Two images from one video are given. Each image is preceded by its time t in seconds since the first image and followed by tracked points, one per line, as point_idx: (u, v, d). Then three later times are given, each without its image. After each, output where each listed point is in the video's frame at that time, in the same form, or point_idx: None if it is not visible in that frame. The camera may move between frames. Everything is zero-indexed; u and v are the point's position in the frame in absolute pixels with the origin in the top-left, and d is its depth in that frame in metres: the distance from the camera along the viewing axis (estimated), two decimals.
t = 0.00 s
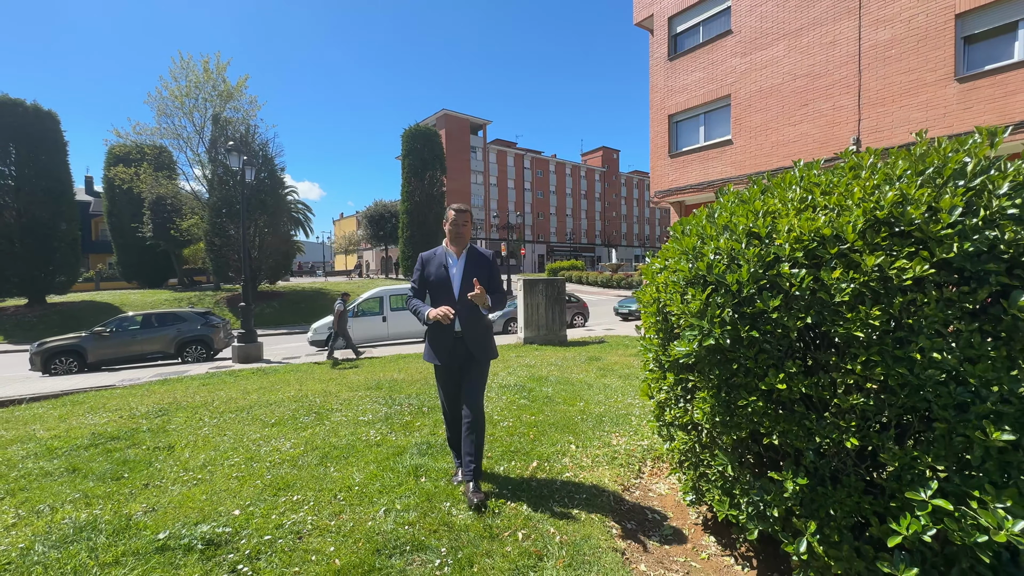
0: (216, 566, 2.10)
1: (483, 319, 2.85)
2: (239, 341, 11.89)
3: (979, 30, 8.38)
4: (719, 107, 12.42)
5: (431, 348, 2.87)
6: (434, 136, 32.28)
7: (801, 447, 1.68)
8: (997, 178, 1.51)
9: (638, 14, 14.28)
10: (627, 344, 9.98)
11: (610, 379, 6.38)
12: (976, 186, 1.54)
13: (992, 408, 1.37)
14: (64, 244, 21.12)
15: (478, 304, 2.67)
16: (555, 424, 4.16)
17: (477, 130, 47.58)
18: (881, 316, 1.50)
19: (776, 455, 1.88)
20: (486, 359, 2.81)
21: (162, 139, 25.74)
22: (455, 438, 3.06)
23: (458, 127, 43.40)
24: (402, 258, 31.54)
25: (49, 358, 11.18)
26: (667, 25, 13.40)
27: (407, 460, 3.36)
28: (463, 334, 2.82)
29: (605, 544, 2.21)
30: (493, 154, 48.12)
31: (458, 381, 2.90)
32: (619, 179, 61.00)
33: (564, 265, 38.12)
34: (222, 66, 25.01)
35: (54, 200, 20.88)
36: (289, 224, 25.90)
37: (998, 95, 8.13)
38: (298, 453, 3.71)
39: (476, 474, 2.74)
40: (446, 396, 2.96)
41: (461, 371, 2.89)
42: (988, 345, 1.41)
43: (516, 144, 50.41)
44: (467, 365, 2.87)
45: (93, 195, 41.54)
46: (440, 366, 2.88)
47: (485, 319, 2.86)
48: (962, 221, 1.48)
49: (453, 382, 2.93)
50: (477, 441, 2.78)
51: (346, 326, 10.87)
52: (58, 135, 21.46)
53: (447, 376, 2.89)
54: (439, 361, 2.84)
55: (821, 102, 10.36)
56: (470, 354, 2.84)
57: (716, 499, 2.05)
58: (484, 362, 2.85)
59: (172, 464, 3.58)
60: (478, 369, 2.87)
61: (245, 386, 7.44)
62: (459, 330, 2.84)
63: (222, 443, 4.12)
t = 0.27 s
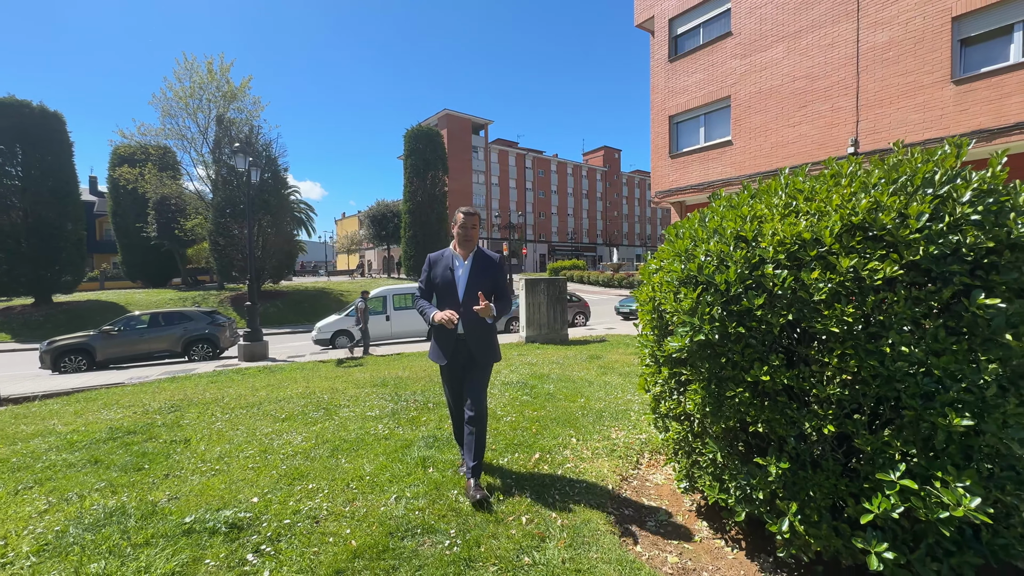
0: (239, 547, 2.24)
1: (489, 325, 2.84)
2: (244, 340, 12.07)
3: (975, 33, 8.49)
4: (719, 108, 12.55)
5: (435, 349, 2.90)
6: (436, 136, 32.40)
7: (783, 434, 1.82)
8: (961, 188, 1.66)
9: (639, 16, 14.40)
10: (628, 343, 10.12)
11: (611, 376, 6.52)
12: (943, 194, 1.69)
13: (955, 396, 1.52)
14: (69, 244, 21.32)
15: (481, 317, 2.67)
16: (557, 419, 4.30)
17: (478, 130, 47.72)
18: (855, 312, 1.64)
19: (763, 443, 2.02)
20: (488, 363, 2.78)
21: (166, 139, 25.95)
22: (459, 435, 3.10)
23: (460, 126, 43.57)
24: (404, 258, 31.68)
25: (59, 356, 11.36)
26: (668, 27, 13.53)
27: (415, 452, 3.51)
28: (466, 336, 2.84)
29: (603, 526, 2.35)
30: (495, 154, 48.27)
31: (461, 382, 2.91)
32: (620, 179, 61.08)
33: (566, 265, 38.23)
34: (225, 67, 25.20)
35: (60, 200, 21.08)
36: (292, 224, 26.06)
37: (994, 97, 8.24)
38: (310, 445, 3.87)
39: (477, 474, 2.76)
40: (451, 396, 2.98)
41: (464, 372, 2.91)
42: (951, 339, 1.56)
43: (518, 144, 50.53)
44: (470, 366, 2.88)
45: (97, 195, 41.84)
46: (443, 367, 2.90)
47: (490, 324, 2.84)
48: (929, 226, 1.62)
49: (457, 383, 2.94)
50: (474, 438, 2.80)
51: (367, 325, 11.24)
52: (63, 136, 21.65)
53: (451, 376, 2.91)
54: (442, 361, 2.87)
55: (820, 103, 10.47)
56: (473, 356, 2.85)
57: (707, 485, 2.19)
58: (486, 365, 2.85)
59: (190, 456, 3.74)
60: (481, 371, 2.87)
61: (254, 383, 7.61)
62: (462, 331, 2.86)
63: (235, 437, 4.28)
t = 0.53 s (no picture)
0: (259, 530, 2.39)
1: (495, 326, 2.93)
2: (250, 339, 12.24)
3: (970, 35, 8.60)
4: (718, 109, 12.67)
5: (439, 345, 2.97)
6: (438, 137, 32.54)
7: (767, 424, 1.96)
8: (929, 195, 1.81)
9: (639, 18, 14.53)
10: (628, 341, 10.26)
11: (610, 373, 6.67)
12: (912, 201, 1.84)
13: (921, 386, 1.68)
14: (75, 244, 21.52)
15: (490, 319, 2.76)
16: (557, 414, 4.45)
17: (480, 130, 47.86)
18: (832, 310, 1.78)
19: (750, 432, 2.15)
20: (491, 363, 2.86)
21: (170, 140, 26.16)
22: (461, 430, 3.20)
23: (461, 126, 43.75)
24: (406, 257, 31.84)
25: (67, 355, 11.53)
26: (668, 29, 13.64)
27: (421, 445, 3.67)
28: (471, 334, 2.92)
29: (600, 513, 2.49)
30: (496, 153, 48.43)
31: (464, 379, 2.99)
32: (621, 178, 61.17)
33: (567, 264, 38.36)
34: (229, 68, 25.38)
35: (66, 200, 21.27)
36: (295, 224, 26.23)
37: (989, 99, 8.35)
38: (319, 439, 4.02)
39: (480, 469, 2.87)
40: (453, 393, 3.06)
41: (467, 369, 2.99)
42: (918, 335, 1.71)
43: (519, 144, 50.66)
44: (473, 364, 2.97)
45: (102, 195, 42.08)
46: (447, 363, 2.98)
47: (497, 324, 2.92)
48: (899, 230, 1.77)
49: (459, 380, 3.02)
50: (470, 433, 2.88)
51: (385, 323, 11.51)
52: (68, 137, 21.83)
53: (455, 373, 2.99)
54: (447, 357, 2.95)
55: (818, 105, 10.60)
56: (476, 355, 2.93)
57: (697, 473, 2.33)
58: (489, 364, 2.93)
59: (205, 449, 3.90)
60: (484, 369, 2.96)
61: (261, 380, 7.78)
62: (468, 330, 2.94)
63: (247, 431, 4.44)
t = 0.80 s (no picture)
0: (271, 517, 2.52)
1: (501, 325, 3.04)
2: (253, 338, 12.37)
3: (966, 38, 8.70)
4: (717, 110, 12.78)
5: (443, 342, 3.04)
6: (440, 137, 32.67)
7: (750, 417, 2.08)
8: (901, 202, 1.94)
9: (639, 20, 14.65)
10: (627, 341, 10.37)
11: (609, 372, 6.79)
12: (886, 207, 1.97)
13: (893, 381, 1.80)
14: (79, 244, 21.69)
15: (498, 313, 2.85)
16: (556, 411, 4.57)
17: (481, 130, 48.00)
18: (810, 309, 1.90)
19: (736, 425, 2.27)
20: (494, 361, 2.94)
21: (174, 141, 26.34)
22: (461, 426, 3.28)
23: (462, 127, 43.90)
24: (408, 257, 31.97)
25: (74, 354, 11.68)
26: (668, 31, 13.76)
27: (425, 439, 3.81)
28: (475, 332, 3.00)
29: (595, 502, 2.62)
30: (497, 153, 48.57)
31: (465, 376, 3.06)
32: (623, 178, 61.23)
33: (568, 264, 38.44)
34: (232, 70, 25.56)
35: (70, 201, 21.44)
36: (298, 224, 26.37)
37: (983, 101, 8.45)
38: (326, 434, 4.16)
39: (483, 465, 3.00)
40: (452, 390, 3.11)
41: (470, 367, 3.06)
42: (890, 333, 1.83)
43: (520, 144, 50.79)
44: (477, 362, 3.04)
45: (105, 195, 42.28)
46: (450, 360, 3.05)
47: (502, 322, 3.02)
48: (872, 234, 1.89)
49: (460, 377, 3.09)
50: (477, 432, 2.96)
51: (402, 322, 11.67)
52: (73, 137, 21.99)
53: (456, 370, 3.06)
54: (451, 354, 3.02)
55: (815, 107, 10.70)
56: (479, 352, 3.01)
57: (687, 463, 2.46)
58: (491, 362, 3.01)
59: (215, 443, 4.03)
60: (486, 367, 3.03)
61: (266, 379, 7.92)
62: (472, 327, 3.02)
63: (255, 427, 4.57)
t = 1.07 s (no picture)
0: (284, 507, 2.66)
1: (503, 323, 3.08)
2: (257, 337, 12.51)
3: (961, 41, 8.81)
4: (716, 112, 12.89)
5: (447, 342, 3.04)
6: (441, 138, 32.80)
7: (737, 411, 2.20)
8: (876, 209, 2.06)
9: (639, 22, 14.75)
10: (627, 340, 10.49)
11: (609, 371, 6.92)
12: (863, 214, 2.09)
13: (869, 377, 1.92)
14: (84, 245, 21.85)
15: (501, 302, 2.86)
16: (555, 408, 4.70)
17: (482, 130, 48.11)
18: (792, 310, 2.03)
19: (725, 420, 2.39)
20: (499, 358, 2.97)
21: (177, 141, 26.50)
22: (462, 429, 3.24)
23: (464, 127, 44.07)
24: (409, 257, 32.09)
25: (81, 353, 11.84)
26: (668, 33, 13.86)
27: (428, 435, 3.95)
28: (479, 331, 3.01)
29: (592, 494, 2.76)
30: (498, 153, 48.70)
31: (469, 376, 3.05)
32: (624, 178, 61.30)
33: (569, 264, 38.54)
34: (234, 71, 25.71)
35: (74, 202, 21.59)
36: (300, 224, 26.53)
37: (978, 104, 8.56)
38: (333, 430, 4.29)
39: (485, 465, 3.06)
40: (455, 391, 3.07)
41: (474, 366, 3.06)
42: (867, 332, 1.95)
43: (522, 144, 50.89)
44: (481, 361, 3.04)
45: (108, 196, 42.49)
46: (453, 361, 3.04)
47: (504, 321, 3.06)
48: (850, 240, 2.02)
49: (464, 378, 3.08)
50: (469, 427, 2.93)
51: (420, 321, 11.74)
52: (76, 138, 22.11)
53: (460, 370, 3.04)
54: (455, 353, 3.02)
55: (813, 109, 10.81)
56: (484, 352, 3.01)
57: (679, 456, 2.59)
58: (496, 360, 3.03)
59: (226, 439, 4.16)
60: (491, 367, 3.05)
61: (270, 377, 8.05)
62: (476, 327, 3.03)
63: (262, 424, 4.71)
